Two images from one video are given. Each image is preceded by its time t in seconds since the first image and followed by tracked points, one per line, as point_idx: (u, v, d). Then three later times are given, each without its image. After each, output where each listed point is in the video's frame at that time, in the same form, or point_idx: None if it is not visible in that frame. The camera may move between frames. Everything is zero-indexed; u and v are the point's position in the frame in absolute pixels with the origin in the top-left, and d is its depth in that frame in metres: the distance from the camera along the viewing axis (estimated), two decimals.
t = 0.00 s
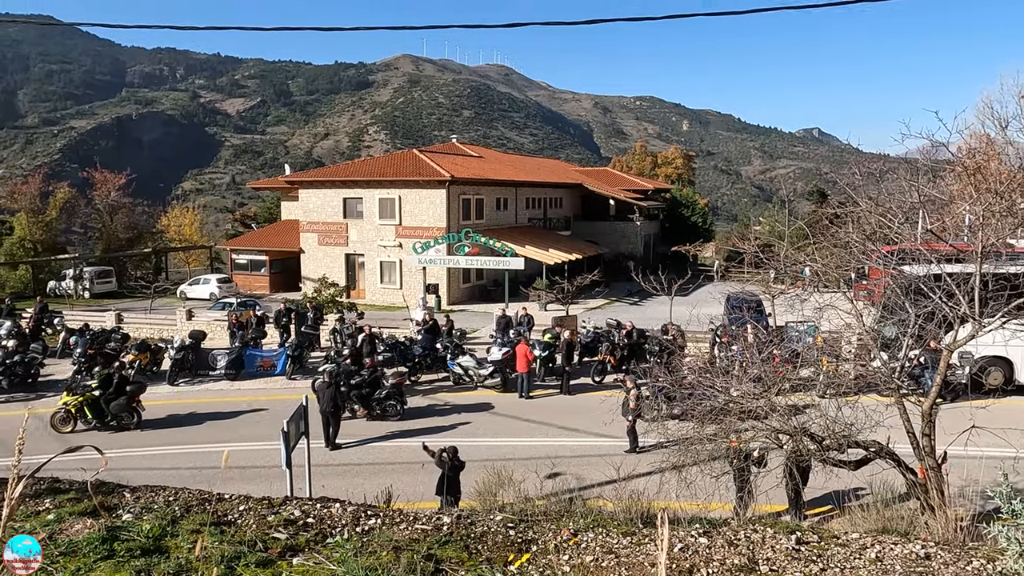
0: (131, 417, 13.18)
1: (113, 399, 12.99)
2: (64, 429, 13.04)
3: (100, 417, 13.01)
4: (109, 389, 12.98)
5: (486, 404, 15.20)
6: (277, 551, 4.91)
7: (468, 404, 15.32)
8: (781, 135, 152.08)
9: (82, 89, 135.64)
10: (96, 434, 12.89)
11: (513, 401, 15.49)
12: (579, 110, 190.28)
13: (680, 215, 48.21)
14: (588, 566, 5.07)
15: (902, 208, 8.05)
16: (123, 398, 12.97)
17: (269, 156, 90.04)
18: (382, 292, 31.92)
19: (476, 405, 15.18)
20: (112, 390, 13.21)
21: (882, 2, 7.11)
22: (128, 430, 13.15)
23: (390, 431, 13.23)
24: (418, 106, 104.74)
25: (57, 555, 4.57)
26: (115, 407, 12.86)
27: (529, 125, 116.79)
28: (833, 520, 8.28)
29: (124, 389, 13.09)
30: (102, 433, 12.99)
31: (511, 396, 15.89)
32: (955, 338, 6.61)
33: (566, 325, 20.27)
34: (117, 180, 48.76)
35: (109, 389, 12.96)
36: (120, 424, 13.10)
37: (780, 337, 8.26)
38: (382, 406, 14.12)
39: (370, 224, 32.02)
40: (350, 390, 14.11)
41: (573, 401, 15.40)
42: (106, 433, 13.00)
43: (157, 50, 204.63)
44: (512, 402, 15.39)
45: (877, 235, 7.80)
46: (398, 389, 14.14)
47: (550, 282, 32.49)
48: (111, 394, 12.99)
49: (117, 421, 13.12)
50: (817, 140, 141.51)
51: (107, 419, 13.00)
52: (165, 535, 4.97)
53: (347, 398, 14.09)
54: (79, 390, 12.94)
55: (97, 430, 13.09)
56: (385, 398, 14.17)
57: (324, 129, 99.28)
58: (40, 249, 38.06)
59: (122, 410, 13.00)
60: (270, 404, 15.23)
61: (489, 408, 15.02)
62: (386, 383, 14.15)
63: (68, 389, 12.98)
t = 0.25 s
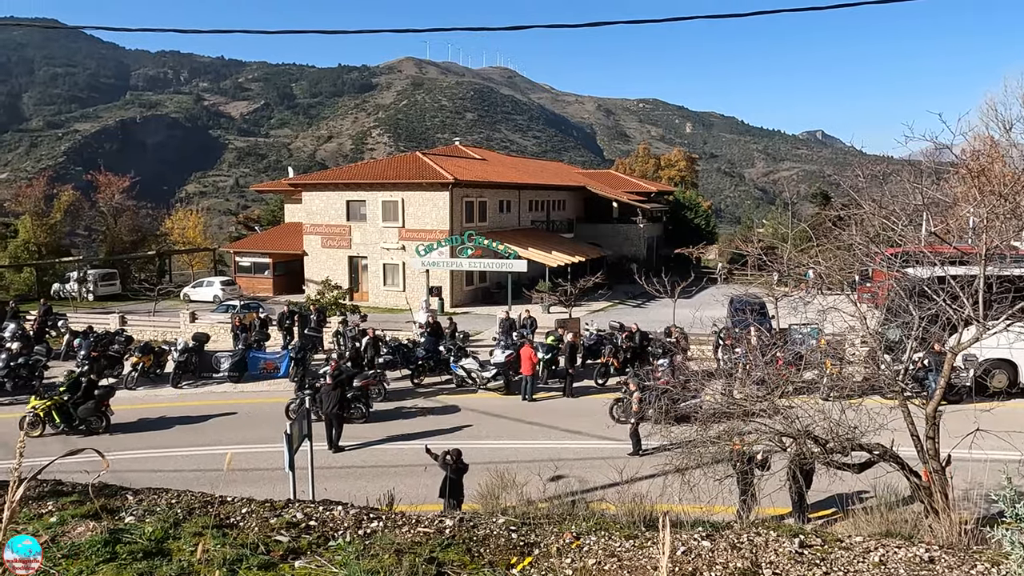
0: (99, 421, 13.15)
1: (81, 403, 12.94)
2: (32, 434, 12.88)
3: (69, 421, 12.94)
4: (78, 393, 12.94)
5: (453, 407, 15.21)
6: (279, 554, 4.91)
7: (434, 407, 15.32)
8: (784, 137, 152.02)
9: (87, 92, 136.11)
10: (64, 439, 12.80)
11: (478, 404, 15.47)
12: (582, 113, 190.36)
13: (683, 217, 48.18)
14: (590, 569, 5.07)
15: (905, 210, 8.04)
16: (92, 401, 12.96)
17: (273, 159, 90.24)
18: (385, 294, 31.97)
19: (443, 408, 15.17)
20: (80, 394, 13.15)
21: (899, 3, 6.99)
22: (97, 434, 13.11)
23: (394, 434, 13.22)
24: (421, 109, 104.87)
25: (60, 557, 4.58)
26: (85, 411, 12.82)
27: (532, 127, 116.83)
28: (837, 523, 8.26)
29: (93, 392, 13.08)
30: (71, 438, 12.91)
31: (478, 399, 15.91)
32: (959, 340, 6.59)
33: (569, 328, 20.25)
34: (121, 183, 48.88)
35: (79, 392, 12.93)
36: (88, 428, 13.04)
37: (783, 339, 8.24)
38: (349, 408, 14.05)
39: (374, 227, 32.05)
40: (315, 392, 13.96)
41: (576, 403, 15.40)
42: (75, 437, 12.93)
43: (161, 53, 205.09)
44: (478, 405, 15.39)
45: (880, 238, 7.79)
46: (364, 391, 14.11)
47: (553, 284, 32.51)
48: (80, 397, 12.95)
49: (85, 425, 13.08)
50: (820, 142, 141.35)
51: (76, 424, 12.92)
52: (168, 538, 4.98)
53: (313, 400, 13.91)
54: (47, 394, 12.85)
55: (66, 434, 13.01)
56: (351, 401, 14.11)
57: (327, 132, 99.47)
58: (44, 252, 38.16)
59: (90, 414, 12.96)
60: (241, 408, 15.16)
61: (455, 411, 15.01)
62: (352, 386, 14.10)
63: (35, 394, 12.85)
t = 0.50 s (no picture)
0: (70, 423, 13.21)
1: (51, 405, 12.97)
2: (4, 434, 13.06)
3: (39, 423, 13.00)
4: (46, 396, 12.96)
5: (420, 408, 15.22)
6: (282, 555, 4.91)
7: (402, 408, 15.28)
8: (788, 137, 151.84)
9: (91, 93, 136.52)
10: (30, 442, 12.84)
11: (445, 406, 15.43)
12: (585, 113, 190.30)
13: (686, 218, 48.12)
14: (593, 570, 5.06)
15: (909, 209, 8.01)
16: (61, 404, 12.97)
17: (276, 159, 90.39)
18: (388, 295, 32.00)
19: (410, 409, 15.17)
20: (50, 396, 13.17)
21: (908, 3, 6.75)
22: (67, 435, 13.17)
23: (398, 434, 13.23)
24: (425, 109, 104.91)
25: (62, 558, 4.58)
26: (53, 413, 12.85)
27: (536, 127, 116.82)
28: (841, 525, 8.24)
29: (63, 395, 13.07)
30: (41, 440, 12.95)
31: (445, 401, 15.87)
32: (964, 341, 6.57)
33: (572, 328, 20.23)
34: (125, 184, 49.00)
35: (47, 395, 12.95)
36: (58, 430, 13.11)
37: (788, 339, 8.23)
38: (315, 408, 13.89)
39: (377, 227, 32.07)
40: (279, 393, 13.77)
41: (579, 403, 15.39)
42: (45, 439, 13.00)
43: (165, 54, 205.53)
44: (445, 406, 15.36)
45: (885, 238, 7.77)
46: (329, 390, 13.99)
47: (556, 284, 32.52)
48: (48, 400, 12.97)
49: (56, 427, 13.14)
50: (824, 142, 141.12)
51: (45, 425, 12.98)
52: (170, 539, 4.98)
53: (276, 401, 13.71)
54: (17, 396, 12.93)
55: (36, 436, 13.07)
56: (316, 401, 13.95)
57: (331, 133, 99.62)
58: (49, 252, 38.26)
59: (60, 416, 13.00)
60: (212, 410, 15.08)
61: (423, 412, 14.99)
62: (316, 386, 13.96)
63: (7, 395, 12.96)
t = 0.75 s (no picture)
0: (43, 426, 13.28)
1: (22, 406, 13.23)
2: None
3: (13, 425, 13.23)
4: (16, 397, 13.25)
5: (389, 409, 15.26)
6: (285, 556, 4.90)
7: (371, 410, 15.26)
8: (793, 138, 151.53)
9: (97, 95, 137.07)
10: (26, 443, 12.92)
11: (413, 407, 15.48)
12: (589, 114, 190.27)
13: (691, 218, 48.06)
14: (596, 573, 5.05)
15: (914, 211, 7.97)
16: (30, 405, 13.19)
17: (281, 160, 90.57)
18: (392, 296, 32.02)
19: (378, 410, 15.19)
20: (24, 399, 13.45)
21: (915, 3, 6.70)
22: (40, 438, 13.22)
23: (402, 435, 13.24)
24: (429, 111, 105.02)
25: (66, 559, 4.59)
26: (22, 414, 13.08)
27: (540, 128, 116.84)
28: (846, 526, 8.22)
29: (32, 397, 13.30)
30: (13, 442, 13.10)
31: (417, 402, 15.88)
32: (970, 343, 6.55)
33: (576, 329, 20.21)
34: (131, 185, 49.16)
35: (17, 397, 13.23)
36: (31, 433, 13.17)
37: (792, 340, 8.19)
38: (280, 410, 13.73)
39: (381, 229, 32.10)
40: (245, 395, 13.70)
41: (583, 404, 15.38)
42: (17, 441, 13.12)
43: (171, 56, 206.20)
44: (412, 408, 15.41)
45: (890, 239, 7.74)
46: (295, 392, 13.84)
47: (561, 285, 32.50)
48: (20, 401, 13.27)
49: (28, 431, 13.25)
50: (829, 143, 140.78)
51: (17, 427, 13.18)
52: (174, 540, 4.99)
53: (241, 403, 13.65)
54: None
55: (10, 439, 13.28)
56: (282, 403, 13.81)
57: (335, 134, 99.79)
58: (55, 253, 38.41)
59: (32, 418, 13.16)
60: (186, 413, 15.01)
61: (390, 414, 15.00)
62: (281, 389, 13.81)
63: None
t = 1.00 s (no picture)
0: (19, 428, 13.45)
1: None
2: None
3: None
4: None
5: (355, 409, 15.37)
6: (288, 559, 4.90)
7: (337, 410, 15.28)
8: (798, 139, 151.14)
9: (103, 97, 137.54)
10: (15, 443, 12.94)
11: (382, 408, 15.55)
12: (594, 116, 190.20)
13: (696, 220, 47.99)
14: None
15: (920, 212, 7.92)
16: (7, 409, 13.31)
17: (286, 162, 90.79)
18: (397, 298, 32.04)
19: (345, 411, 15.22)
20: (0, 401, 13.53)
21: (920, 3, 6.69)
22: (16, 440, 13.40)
23: (406, 437, 13.24)
24: (434, 112, 105.11)
25: (70, 561, 4.59)
26: None
27: (545, 130, 116.82)
28: (851, 529, 8.19)
29: (8, 400, 13.39)
30: None
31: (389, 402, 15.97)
32: (976, 344, 6.51)
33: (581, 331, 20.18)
34: (136, 187, 49.30)
35: None
36: (6, 435, 13.34)
37: (797, 342, 8.16)
38: (246, 412, 13.72)
39: (386, 230, 32.14)
40: (210, 397, 13.56)
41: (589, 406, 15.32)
42: None
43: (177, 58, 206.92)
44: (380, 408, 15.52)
45: (895, 240, 7.71)
46: (262, 394, 13.85)
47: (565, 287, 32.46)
48: None
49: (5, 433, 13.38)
50: (834, 144, 140.41)
51: None
52: (177, 542, 4.99)
53: (207, 406, 13.53)
54: None
55: None
56: (248, 405, 13.78)
57: (340, 136, 100.00)
58: (61, 255, 38.56)
59: (8, 421, 13.30)
60: (161, 415, 14.92)
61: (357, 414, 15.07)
62: (247, 391, 13.76)
63: None
